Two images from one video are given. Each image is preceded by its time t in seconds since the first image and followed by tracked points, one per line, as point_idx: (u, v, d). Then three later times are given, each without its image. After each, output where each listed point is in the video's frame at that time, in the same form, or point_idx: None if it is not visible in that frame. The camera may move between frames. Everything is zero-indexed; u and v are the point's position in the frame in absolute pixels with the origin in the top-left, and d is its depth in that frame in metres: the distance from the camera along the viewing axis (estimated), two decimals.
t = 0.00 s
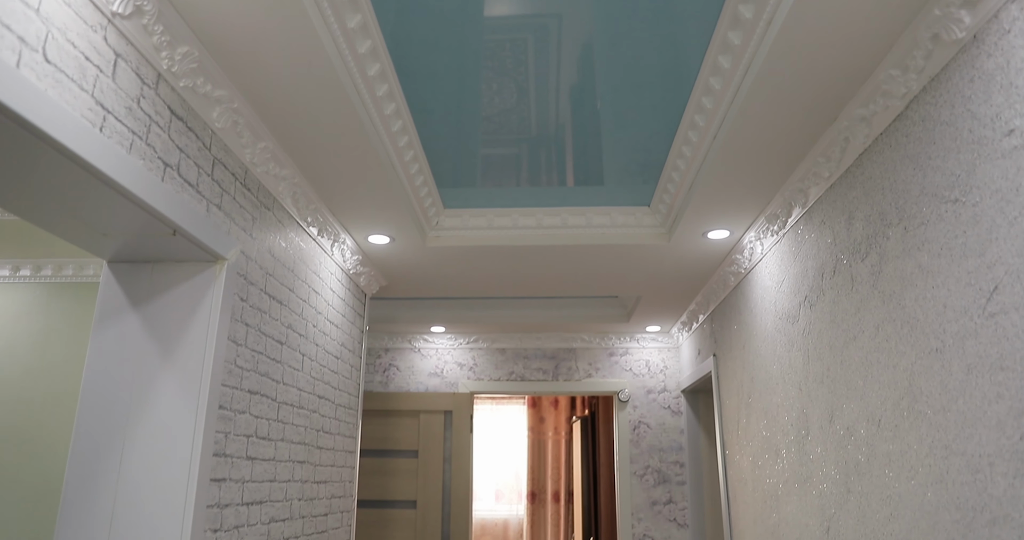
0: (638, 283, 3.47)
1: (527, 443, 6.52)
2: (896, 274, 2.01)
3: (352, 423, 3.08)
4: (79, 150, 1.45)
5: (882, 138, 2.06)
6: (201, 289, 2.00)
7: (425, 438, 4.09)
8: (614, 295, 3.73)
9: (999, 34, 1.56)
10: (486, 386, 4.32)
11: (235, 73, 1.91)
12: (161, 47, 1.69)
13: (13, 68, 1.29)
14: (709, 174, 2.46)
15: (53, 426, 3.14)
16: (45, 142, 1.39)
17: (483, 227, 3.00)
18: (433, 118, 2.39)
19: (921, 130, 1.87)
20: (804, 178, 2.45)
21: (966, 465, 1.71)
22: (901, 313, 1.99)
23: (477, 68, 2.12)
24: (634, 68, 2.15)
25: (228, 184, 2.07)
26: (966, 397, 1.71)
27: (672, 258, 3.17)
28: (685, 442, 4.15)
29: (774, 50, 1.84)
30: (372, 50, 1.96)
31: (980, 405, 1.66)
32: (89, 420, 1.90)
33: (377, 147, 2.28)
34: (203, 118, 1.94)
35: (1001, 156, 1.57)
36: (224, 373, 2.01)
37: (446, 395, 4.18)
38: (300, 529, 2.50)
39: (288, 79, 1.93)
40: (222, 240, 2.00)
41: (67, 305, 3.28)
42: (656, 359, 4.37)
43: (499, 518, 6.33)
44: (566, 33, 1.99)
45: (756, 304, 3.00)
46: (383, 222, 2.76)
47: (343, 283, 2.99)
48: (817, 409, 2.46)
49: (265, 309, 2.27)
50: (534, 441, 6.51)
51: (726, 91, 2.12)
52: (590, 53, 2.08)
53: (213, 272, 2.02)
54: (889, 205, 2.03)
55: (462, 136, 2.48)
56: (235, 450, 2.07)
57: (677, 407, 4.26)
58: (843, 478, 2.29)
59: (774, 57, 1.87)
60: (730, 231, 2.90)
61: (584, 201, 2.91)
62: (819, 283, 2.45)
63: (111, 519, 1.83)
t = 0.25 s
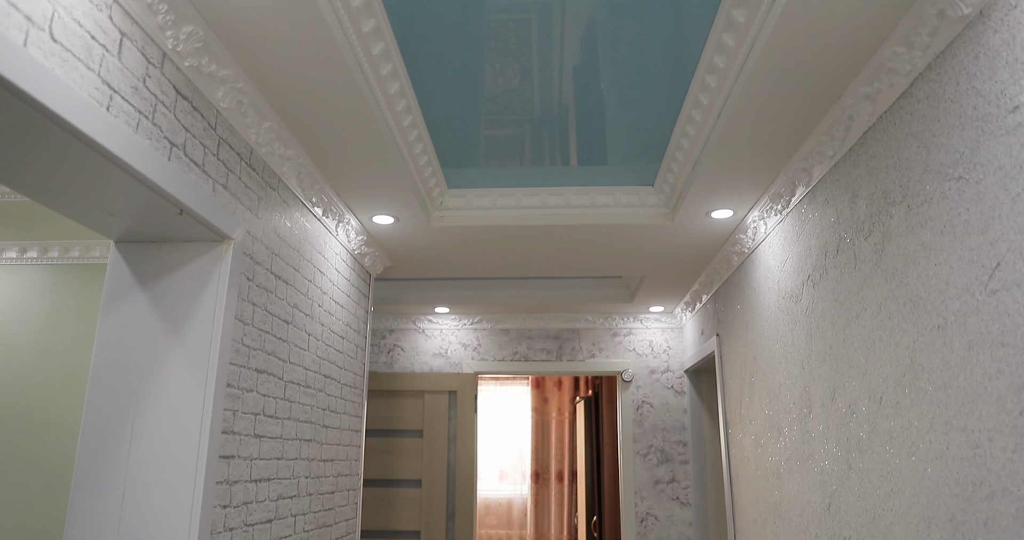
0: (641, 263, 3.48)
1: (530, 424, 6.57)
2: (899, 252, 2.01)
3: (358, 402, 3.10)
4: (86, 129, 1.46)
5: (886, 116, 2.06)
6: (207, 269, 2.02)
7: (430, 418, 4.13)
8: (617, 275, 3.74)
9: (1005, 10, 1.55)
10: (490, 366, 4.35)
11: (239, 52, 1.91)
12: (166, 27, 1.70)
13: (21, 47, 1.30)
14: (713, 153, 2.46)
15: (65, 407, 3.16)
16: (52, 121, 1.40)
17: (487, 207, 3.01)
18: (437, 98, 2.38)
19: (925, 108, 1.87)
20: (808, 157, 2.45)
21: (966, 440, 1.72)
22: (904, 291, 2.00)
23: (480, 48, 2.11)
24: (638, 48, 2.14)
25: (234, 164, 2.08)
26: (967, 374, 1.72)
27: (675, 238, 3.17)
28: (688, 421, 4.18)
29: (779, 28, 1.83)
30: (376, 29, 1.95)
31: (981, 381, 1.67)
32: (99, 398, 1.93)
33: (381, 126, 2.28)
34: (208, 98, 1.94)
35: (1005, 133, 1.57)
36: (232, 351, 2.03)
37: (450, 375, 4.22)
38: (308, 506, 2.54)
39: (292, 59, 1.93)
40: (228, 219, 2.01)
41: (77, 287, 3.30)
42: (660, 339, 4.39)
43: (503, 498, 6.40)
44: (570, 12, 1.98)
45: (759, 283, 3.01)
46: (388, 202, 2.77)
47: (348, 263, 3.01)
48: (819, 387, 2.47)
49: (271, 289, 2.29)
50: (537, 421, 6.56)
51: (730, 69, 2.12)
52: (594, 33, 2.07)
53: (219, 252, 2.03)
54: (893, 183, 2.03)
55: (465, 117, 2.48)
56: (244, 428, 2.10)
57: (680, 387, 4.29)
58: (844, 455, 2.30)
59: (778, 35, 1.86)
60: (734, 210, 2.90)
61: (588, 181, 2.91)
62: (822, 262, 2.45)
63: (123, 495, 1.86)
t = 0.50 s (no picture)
0: (644, 248, 3.49)
1: (534, 410, 6.61)
2: (901, 236, 2.02)
3: (363, 387, 3.13)
4: (92, 114, 1.48)
5: (889, 100, 2.05)
6: (213, 254, 2.03)
7: (433, 402, 4.16)
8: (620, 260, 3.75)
9: None
10: (493, 351, 4.38)
11: (243, 38, 1.91)
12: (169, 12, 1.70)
13: (27, 33, 1.31)
14: (716, 138, 2.46)
15: (75, 392, 3.19)
16: (58, 106, 1.41)
17: (490, 192, 3.01)
18: (440, 84, 2.38)
19: (928, 92, 1.87)
20: (811, 141, 2.45)
21: (965, 422, 1.73)
22: (906, 275, 2.00)
23: (483, 33, 2.11)
24: (641, 32, 2.13)
25: (238, 150, 2.09)
26: (967, 356, 1.74)
27: (678, 223, 3.18)
28: (691, 406, 4.20)
29: (782, 11, 1.83)
30: (379, 14, 1.94)
31: (981, 364, 1.68)
32: (107, 382, 1.96)
33: (384, 111, 2.29)
34: (212, 83, 1.95)
35: (1007, 117, 1.57)
36: (237, 336, 2.05)
37: (453, 360, 4.24)
38: (314, 489, 2.57)
39: (295, 44, 1.93)
40: (233, 204, 2.03)
41: (85, 273, 3.31)
42: (662, 325, 4.41)
43: (507, 483, 6.45)
44: None
45: (761, 268, 3.02)
46: (391, 187, 2.78)
47: (351, 249, 3.02)
48: (820, 370, 2.48)
49: (276, 274, 2.30)
50: (541, 407, 6.60)
51: (733, 53, 2.11)
52: (597, 18, 2.06)
53: (224, 237, 2.05)
54: (895, 167, 2.03)
55: (468, 102, 2.48)
56: (250, 411, 2.12)
57: (682, 372, 4.31)
58: (845, 438, 2.31)
59: (781, 19, 1.85)
60: (736, 195, 2.91)
61: (591, 166, 2.91)
62: (825, 246, 2.46)
63: (132, 477, 1.89)
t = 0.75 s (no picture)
0: (646, 233, 3.50)
1: (536, 395, 6.64)
2: (903, 219, 2.02)
3: (366, 372, 3.15)
4: (97, 97, 1.48)
5: (892, 83, 2.05)
6: (217, 238, 2.04)
7: (437, 387, 4.18)
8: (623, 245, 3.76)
9: None
10: (496, 336, 4.40)
11: (245, 22, 1.91)
12: None
13: (31, 16, 1.31)
14: (718, 121, 2.46)
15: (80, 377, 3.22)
16: (63, 89, 1.42)
17: (493, 177, 3.01)
18: (442, 69, 2.38)
19: (931, 74, 1.87)
20: (813, 125, 2.45)
21: (965, 403, 1.74)
22: (907, 258, 2.00)
23: (485, 18, 2.10)
24: (643, 16, 2.12)
25: (242, 134, 2.09)
26: (968, 338, 1.74)
27: (680, 207, 3.18)
28: (693, 391, 4.22)
29: None
30: None
31: (981, 345, 1.69)
32: (113, 365, 1.98)
33: (387, 95, 2.28)
34: (215, 68, 1.95)
35: (1010, 99, 1.57)
36: (242, 319, 2.06)
37: (456, 345, 4.26)
38: (318, 472, 2.60)
39: (298, 28, 1.93)
40: (237, 189, 2.04)
41: (90, 258, 3.33)
42: (665, 310, 4.42)
43: (509, 468, 6.50)
44: None
45: (764, 252, 3.02)
46: (394, 172, 2.79)
47: (354, 233, 3.03)
48: (822, 354, 2.49)
49: (280, 258, 2.31)
50: (543, 392, 6.63)
51: (736, 37, 2.09)
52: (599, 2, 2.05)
53: (228, 221, 2.06)
54: (898, 150, 2.03)
55: (471, 87, 2.47)
56: (254, 394, 2.14)
57: (684, 357, 4.33)
58: (845, 421, 2.32)
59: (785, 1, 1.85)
60: (739, 180, 2.91)
61: (594, 150, 2.91)
62: (827, 230, 2.46)
63: (139, 459, 1.92)
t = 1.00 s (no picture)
0: (649, 212, 3.50)
1: (538, 376, 6.67)
2: (905, 195, 2.02)
3: (369, 350, 3.16)
4: (100, 73, 1.48)
5: (896, 59, 2.04)
6: (220, 215, 2.05)
7: (439, 367, 4.21)
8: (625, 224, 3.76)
9: None
10: (498, 316, 4.41)
11: None
12: None
13: None
14: (721, 99, 2.45)
15: (85, 358, 3.24)
16: (66, 65, 1.42)
17: (495, 156, 3.00)
18: (444, 47, 2.36)
19: (936, 50, 1.85)
20: (817, 103, 2.44)
21: (965, 378, 1.75)
22: (909, 234, 2.00)
23: None
24: None
25: (244, 112, 2.09)
26: (969, 313, 1.75)
27: (683, 186, 3.18)
28: (694, 370, 4.24)
29: None
30: None
31: (982, 320, 1.70)
32: (118, 342, 1.99)
33: (389, 73, 2.27)
34: (217, 45, 1.95)
35: (1015, 73, 1.56)
36: (246, 297, 2.08)
37: (459, 325, 4.28)
38: (323, 449, 2.62)
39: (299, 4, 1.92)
40: (240, 166, 2.04)
41: (93, 238, 3.34)
42: (667, 290, 4.43)
43: (512, 448, 6.55)
44: None
45: (766, 231, 3.02)
46: (397, 151, 2.79)
47: (357, 213, 3.03)
48: (823, 331, 2.50)
49: (283, 236, 2.32)
50: (545, 373, 6.67)
51: (739, 14, 2.07)
52: None
53: (231, 198, 2.06)
54: (901, 126, 2.03)
55: (472, 66, 2.46)
56: (259, 371, 2.16)
57: (686, 337, 4.34)
58: (846, 398, 2.33)
59: None
60: (742, 158, 2.91)
61: (596, 128, 2.90)
62: (829, 207, 2.46)
63: (145, 435, 1.94)
